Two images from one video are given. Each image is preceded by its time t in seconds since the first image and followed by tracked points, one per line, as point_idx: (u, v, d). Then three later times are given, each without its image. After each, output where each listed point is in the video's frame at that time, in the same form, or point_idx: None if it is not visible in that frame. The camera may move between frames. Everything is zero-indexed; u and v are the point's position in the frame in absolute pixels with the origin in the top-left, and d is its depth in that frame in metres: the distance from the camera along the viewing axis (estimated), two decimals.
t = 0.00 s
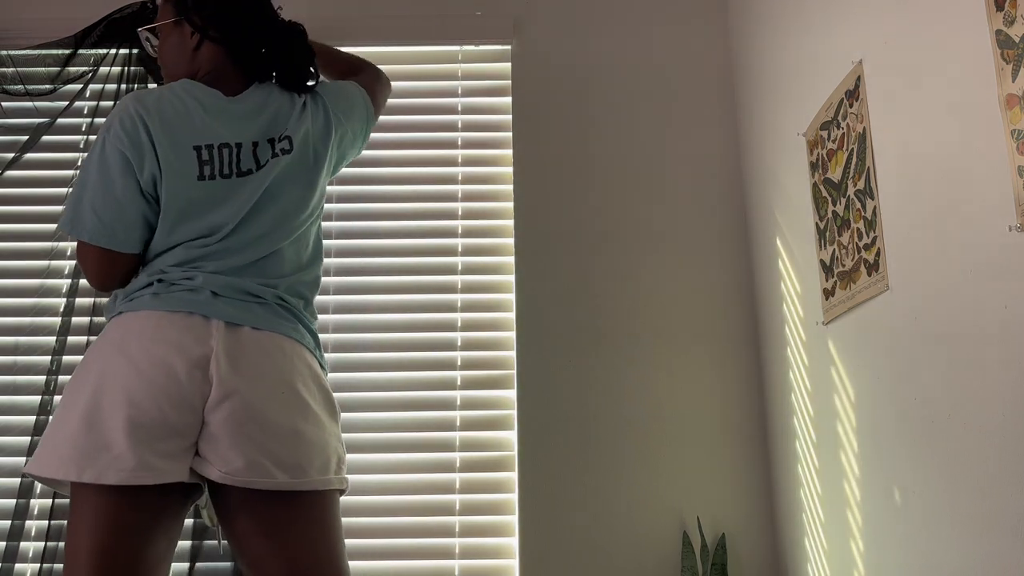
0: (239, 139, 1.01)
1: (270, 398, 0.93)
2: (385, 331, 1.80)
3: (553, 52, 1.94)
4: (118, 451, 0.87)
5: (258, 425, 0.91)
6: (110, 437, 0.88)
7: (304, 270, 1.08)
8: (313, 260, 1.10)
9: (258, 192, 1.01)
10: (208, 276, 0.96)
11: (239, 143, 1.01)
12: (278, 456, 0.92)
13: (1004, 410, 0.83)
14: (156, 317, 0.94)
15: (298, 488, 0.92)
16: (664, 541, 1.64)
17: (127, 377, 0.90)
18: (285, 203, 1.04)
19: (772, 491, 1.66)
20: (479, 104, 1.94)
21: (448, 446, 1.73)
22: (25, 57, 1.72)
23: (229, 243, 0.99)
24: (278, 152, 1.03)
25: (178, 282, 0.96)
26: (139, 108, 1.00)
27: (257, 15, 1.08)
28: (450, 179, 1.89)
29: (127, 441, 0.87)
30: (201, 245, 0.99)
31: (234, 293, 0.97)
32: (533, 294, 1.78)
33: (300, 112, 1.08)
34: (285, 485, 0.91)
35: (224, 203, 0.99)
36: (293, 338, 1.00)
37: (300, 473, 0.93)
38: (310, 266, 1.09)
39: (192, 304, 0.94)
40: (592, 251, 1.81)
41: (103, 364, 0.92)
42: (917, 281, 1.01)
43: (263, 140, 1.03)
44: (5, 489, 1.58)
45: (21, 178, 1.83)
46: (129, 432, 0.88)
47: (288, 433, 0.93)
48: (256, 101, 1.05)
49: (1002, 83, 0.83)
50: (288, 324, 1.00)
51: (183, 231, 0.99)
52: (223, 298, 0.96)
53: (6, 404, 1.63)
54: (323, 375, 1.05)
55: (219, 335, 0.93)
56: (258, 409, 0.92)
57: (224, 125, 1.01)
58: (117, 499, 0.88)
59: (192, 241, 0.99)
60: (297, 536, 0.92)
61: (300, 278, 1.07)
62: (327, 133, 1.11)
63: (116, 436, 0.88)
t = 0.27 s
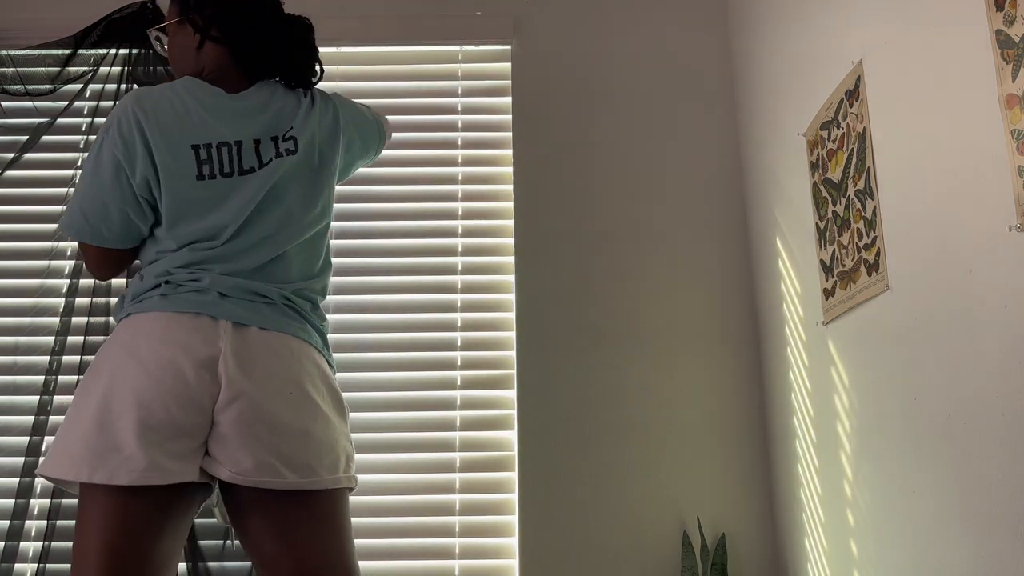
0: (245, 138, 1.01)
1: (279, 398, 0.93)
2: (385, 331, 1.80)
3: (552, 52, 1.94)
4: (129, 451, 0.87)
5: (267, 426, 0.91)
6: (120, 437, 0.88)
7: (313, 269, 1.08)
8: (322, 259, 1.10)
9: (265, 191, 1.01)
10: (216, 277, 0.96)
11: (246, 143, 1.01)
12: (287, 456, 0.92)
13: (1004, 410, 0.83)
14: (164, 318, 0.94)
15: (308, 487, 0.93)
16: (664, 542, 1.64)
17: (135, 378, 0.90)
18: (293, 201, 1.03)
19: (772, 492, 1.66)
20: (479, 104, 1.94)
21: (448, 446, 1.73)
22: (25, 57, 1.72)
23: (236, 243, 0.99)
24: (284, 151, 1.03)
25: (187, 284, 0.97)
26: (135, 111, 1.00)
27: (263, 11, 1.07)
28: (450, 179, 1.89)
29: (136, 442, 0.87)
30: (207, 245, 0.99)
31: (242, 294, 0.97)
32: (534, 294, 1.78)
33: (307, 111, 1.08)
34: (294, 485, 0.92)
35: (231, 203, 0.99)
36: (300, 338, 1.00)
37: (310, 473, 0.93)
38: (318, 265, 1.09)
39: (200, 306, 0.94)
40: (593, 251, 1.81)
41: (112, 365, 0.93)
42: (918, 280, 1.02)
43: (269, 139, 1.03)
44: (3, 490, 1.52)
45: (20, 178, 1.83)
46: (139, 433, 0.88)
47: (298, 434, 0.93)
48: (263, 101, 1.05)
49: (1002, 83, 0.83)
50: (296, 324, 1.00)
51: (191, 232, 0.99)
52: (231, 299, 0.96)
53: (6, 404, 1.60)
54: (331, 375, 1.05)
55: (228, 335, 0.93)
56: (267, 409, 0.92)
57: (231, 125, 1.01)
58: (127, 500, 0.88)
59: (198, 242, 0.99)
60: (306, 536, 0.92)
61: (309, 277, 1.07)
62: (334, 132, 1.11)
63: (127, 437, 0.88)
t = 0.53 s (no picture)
0: (246, 136, 1.01)
1: (281, 396, 0.93)
2: (385, 331, 1.80)
3: (552, 52, 1.94)
4: (132, 451, 0.87)
5: (270, 424, 0.91)
6: (122, 437, 0.88)
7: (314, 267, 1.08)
8: (324, 258, 1.09)
9: (267, 189, 1.00)
10: (217, 276, 0.96)
11: (247, 142, 1.01)
12: (290, 454, 0.92)
13: (1004, 409, 0.83)
14: (165, 319, 0.94)
15: (310, 485, 0.92)
16: (665, 542, 1.64)
17: (138, 378, 0.90)
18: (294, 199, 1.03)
19: (772, 491, 1.66)
20: (479, 104, 1.94)
21: (448, 446, 1.73)
22: (25, 57, 1.72)
23: (237, 242, 0.99)
24: (285, 149, 1.03)
25: (189, 283, 0.97)
26: (127, 110, 1.02)
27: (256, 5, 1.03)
28: (450, 179, 1.89)
29: (139, 442, 0.87)
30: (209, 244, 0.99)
31: (243, 293, 0.97)
32: (533, 294, 1.78)
33: (309, 110, 1.08)
34: (296, 483, 0.91)
35: (232, 201, 0.99)
36: (301, 337, 1.00)
37: (313, 471, 0.93)
38: (320, 263, 1.09)
39: (201, 305, 0.94)
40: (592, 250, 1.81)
41: (114, 366, 0.93)
42: (918, 280, 1.02)
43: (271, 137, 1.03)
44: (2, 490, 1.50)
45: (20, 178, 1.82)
46: (143, 433, 0.88)
47: (301, 432, 0.93)
48: (263, 100, 1.05)
49: (1002, 83, 0.83)
50: (297, 323, 1.00)
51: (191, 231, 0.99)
52: (232, 298, 0.96)
53: (6, 404, 1.58)
54: (333, 373, 1.05)
55: (229, 334, 0.93)
56: (269, 407, 0.92)
57: (231, 124, 1.01)
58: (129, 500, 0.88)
59: (199, 241, 0.99)
60: (307, 535, 0.92)
61: (310, 276, 1.07)
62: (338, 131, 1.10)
63: (131, 437, 0.88)
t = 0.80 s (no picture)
0: (238, 135, 1.01)
1: (272, 396, 0.93)
2: (386, 331, 1.80)
3: (552, 52, 1.94)
4: (124, 451, 0.87)
5: (260, 424, 0.91)
6: (113, 437, 0.88)
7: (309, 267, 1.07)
8: (319, 257, 1.09)
9: (258, 189, 1.00)
10: (208, 277, 0.96)
11: (239, 141, 1.01)
12: (282, 454, 0.92)
13: (1004, 410, 0.83)
14: (157, 319, 0.94)
15: (301, 485, 0.92)
16: (665, 542, 1.64)
17: (129, 378, 0.90)
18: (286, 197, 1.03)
19: (772, 491, 1.66)
20: (479, 104, 1.94)
21: (448, 446, 1.73)
22: (25, 57, 1.72)
23: (229, 241, 0.99)
24: (276, 148, 1.02)
25: (182, 284, 0.97)
26: (119, 113, 1.04)
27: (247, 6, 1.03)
28: (450, 179, 1.89)
29: (130, 442, 0.87)
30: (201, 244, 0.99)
31: (236, 293, 0.97)
32: (532, 293, 1.78)
33: (306, 109, 1.08)
34: (288, 483, 0.91)
35: (223, 201, 0.99)
36: (295, 337, 0.99)
37: (305, 471, 0.92)
38: (315, 263, 1.08)
39: (192, 306, 0.95)
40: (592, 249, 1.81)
41: (107, 366, 0.93)
42: (918, 280, 1.01)
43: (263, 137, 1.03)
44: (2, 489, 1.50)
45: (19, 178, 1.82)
46: (134, 433, 0.88)
47: (292, 432, 0.93)
48: (255, 100, 1.05)
49: (1002, 83, 0.83)
50: (290, 323, 1.00)
51: (184, 232, 0.99)
52: (224, 298, 0.96)
53: (5, 404, 1.56)
54: (327, 373, 1.04)
55: (220, 334, 0.93)
56: (260, 407, 0.92)
57: (223, 124, 1.01)
58: (125, 500, 0.88)
59: (191, 242, 0.99)
60: (305, 535, 0.92)
61: (304, 276, 1.06)
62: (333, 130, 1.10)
63: (122, 437, 0.88)
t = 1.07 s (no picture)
0: (233, 134, 1.01)
1: (267, 396, 0.93)
2: (386, 331, 1.80)
3: (552, 52, 1.94)
4: (119, 450, 0.87)
5: (255, 423, 0.91)
6: (108, 435, 0.88)
7: (306, 267, 1.07)
8: (316, 257, 1.08)
9: (253, 188, 1.00)
10: (203, 277, 0.96)
11: (233, 139, 1.01)
12: (277, 454, 0.92)
13: (1004, 410, 0.83)
14: (153, 319, 0.95)
15: (296, 485, 0.92)
16: (664, 542, 1.64)
17: (124, 377, 0.91)
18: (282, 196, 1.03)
19: (772, 491, 1.66)
20: (480, 104, 1.94)
21: (448, 446, 1.73)
22: (25, 57, 1.71)
23: (223, 240, 0.99)
24: (271, 148, 1.02)
25: (177, 284, 0.97)
26: (118, 114, 1.04)
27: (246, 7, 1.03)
28: (450, 179, 1.89)
29: (124, 440, 0.87)
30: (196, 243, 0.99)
31: (232, 293, 0.97)
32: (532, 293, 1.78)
33: (305, 109, 1.08)
34: (283, 482, 0.91)
35: (218, 200, 0.99)
36: (291, 337, 0.99)
37: (300, 470, 0.92)
38: (312, 262, 1.08)
39: (188, 305, 0.95)
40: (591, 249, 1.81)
41: (104, 366, 0.94)
42: (917, 279, 1.01)
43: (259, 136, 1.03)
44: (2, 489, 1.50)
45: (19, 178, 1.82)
46: (129, 432, 0.88)
47: (287, 431, 0.93)
48: (251, 100, 1.05)
49: (1002, 83, 0.82)
50: (286, 323, 0.99)
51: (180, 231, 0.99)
52: (219, 298, 0.96)
53: (5, 404, 1.56)
54: (324, 373, 1.04)
55: (215, 334, 0.93)
56: (255, 407, 0.92)
57: (217, 122, 1.01)
58: (122, 500, 0.88)
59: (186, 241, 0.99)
60: (303, 535, 0.92)
61: (301, 275, 1.06)
62: (331, 130, 1.10)
63: (117, 436, 0.88)
